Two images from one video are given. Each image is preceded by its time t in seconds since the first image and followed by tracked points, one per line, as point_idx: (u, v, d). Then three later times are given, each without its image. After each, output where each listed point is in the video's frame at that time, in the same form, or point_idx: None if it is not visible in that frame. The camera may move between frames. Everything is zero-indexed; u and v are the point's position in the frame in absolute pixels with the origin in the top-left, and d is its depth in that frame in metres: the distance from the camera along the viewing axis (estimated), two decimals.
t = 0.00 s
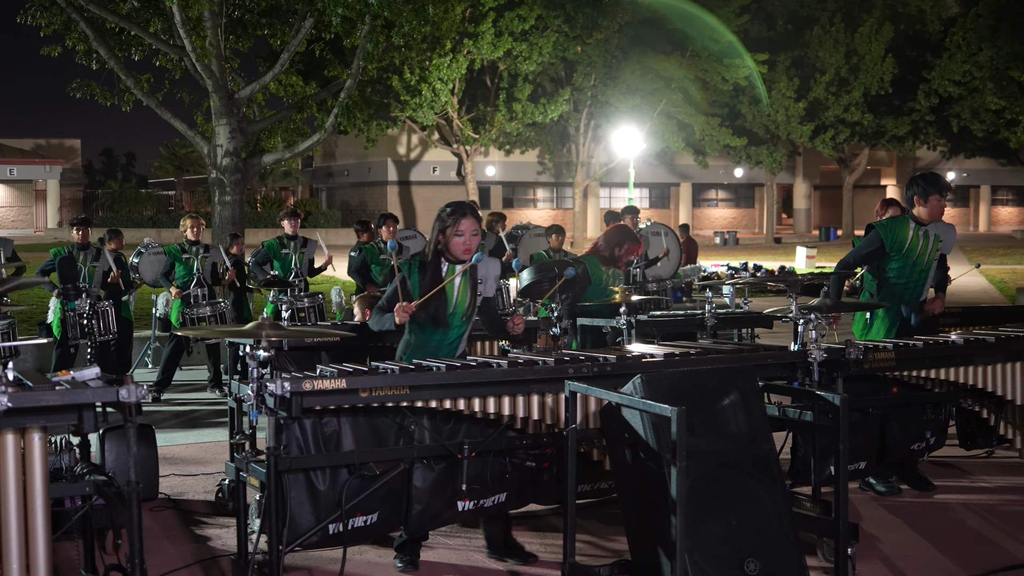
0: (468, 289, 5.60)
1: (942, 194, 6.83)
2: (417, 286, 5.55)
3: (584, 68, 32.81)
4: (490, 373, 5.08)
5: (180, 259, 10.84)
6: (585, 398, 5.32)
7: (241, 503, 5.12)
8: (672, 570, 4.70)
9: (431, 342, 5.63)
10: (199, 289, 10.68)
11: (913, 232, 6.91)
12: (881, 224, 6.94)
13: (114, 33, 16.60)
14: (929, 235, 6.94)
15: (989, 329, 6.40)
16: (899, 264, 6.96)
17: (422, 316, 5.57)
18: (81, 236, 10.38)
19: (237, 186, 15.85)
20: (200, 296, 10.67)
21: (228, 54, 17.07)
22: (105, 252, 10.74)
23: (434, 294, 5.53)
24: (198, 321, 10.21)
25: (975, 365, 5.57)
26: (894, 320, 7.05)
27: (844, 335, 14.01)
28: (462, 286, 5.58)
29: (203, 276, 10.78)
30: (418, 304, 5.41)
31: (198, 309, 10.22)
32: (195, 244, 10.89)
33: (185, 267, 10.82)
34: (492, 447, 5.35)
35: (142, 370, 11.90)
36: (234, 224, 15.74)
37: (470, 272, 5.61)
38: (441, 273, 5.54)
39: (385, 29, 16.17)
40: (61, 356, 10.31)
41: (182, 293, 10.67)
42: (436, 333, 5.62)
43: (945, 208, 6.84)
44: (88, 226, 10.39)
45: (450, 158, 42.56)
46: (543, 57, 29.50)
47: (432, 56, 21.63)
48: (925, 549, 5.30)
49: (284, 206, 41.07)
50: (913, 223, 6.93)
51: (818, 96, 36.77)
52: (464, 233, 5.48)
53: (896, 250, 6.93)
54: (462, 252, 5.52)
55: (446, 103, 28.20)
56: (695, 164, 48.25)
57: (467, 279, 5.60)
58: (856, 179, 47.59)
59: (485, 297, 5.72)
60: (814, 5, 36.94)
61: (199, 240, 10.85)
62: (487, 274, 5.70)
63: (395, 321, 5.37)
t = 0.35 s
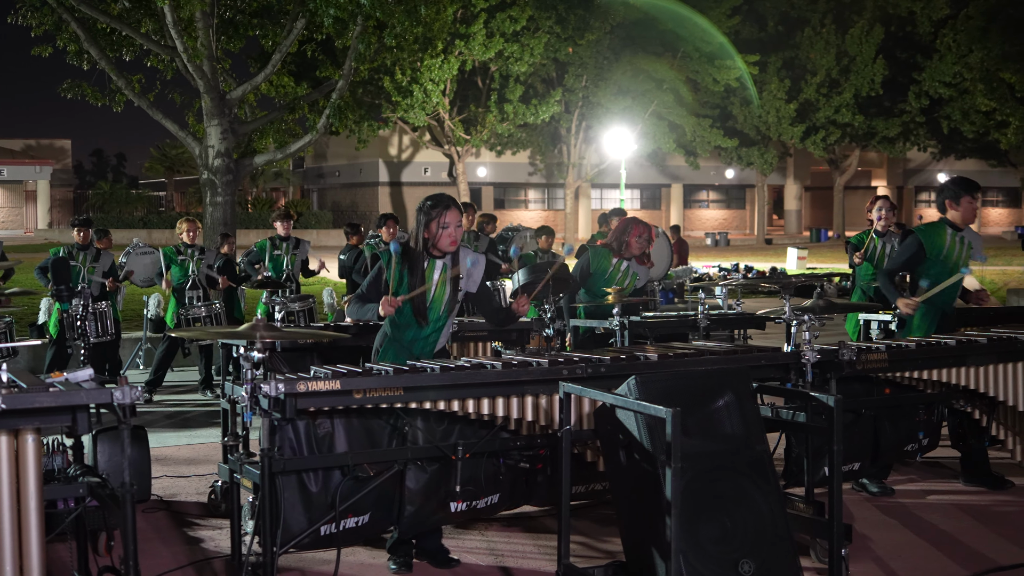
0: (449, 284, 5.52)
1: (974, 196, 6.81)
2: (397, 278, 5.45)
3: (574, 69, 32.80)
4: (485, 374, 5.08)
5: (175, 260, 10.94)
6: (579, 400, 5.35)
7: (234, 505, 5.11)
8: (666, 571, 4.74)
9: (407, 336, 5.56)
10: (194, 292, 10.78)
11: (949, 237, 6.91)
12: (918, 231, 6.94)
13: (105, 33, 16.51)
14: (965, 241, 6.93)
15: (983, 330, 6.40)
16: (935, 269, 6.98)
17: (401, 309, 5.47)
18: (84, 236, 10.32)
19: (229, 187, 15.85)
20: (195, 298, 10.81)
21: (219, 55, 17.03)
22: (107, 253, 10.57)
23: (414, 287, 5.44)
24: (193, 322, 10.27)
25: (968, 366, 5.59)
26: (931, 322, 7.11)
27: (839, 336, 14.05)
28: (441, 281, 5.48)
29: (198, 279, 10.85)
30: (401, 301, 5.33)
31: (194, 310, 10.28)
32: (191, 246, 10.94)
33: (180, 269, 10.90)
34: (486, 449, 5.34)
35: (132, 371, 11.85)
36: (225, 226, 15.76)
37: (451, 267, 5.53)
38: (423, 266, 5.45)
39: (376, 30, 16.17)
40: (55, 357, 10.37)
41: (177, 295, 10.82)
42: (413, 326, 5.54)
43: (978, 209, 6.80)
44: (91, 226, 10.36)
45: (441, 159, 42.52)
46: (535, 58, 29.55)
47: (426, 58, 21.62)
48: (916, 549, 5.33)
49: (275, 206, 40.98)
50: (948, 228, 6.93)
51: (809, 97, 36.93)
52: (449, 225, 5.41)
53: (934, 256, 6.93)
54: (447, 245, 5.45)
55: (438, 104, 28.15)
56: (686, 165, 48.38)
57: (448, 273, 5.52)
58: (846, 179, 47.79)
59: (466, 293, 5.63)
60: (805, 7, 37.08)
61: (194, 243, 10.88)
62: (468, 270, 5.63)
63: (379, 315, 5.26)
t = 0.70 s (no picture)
0: (449, 277, 5.54)
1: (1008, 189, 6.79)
2: (396, 277, 5.49)
3: (570, 70, 32.92)
4: (485, 374, 5.09)
5: (159, 260, 10.85)
6: (578, 401, 5.38)
7: (232, 506, 5.10)
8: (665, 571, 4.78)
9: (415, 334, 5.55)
10: (176, 292, 10.71)
11: (979, 228, 6.90)
12: (956, 224, 6.87)
13: (100, 34, 16.48)
14: (991, 231, 6.94)
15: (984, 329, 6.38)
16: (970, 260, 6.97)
17: (404, 305, 5.50)
18: (66, 237, 10.27)
19: (225, 188, 15.76)
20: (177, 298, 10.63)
21: (214, 55, 16.94)
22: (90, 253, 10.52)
23: (414, 284, 5.47)
24: (178, 323, 10.36)
25: (965, 366, 5.63)
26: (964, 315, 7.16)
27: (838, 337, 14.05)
28: (440, 274, 5.52)
29: (182, 278, 10.86)
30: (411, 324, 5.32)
31: (178, 310, 10.38)
32: (175, 246, 10.92)
33: (164, 268, 10.84)
34: (485, 449, 5.34)
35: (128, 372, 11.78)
36: (221, 226, 15.68)
37: (450, 260, 5.56)
38: (420, 262, 5.48)
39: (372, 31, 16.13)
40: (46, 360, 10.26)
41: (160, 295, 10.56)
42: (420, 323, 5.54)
43: (1004, 204, 6.80)
44: (74, 227, 10.29)
45: (436, 159, 42.50)
46: (530, 59, 29.49)
47: (422, 58, 21.62)
48: (913, 551, 5.34)
49: (270, 207, 40.93)
50: (978, 218, 6.94)
51: (804, 98, 37.00)
52: (441, 219, 5.44)
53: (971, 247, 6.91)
54: (440, 239, 5.47)
55: (433, 104, 28.13)
56: (681, 166, 48.44)
57: (447, 267, 5.54)
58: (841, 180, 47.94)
59: (467, 287, 5.65)
60: (799, 8, 37.15)
61: (179, 243, 10.87)
62: (468, 262, 5.65)
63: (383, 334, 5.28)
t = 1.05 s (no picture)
0: (454, 295, 5.61)
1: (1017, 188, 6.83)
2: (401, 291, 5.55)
3: (569, 72, 33.02)
4: (489, 376, 5.11)
5: (150, 262, 10.80)
6: (581, 402, 5.38)
7: (236, 507, 5.11)
8: (670, 572, 4.82)
9: (415, 346, 5.63)
10: (166, 296, 10.67)
11: (989, 230, 6.95)
12: (965, 225, 6.92)
13: (100, 34, 16.47)
14: (1001, 233, 6.98)
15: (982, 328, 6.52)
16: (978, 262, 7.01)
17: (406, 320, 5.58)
18: (52, 240, 10.10)
19: (225, 189, 15.73)
20: (168, 301, 10.69)
21: (215, 56, 16.92)
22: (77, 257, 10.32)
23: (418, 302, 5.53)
24: (171, 328, 10.29)
25: (968, 367, 5.65)
26: (969, 317, 7.16)
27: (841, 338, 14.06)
28: (446, 292, 5.59)
29: (172, 281, 10.79)
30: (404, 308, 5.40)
31: (170, 315, 10.30)
32: (165, 248, 10.86)
33: (154, 271, 10.78)
34: (488, 450, 5.34)
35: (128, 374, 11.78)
36: (221, 226, 15.65)
37: (457, 278, 5.63)
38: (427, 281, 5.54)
39: (372, 32, 16.13)
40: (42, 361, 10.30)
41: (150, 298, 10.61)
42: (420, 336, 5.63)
43: (1013, 205, 6.81)
44: (60, 229, 10.14)
45: (435, 161, 42.53)
46: (530, 60, 29.43)
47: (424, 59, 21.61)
48: (914, 552, 5.37)
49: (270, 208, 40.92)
50: (987, 221, 6.98)
51: (804, 99, 37.05)
52: (451, 248, 5.48)
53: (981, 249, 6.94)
54: (449, 265, 5.52)
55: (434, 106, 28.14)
56: (680, 167, 48.49)
57: (453, 286, 5.62)
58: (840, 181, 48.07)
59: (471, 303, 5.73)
60: (800, 9, 37.15)
61: (169, 245, 10.81)
62: (473, 280, 5.72)
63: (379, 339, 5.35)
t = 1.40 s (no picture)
0: (459, 272, 5.56)
1: None
2: (405, 268, 5.53)
3: (570, 72, 33.05)
4: (494, 375, 5.10)
5: (157, 263, 10.78)
6: (586, 400, 5.37)
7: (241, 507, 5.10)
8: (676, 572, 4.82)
9: (421, 325, 5.56)
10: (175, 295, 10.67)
11: (999, 241, 6.98)
12: (971, 234, 6.99)
13: (103, 35, 16.46)
14: (1012, 246, 7.01)
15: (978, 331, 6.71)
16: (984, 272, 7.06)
17: (410, 298, 5.51)
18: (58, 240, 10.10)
19: (227, 189, 15.72)
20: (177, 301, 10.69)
21: (217, 56, 16.91)
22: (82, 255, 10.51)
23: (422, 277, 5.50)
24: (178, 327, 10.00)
25: (972, 367, 5.66)
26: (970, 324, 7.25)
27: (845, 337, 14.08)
28: (451, 268, 5.54)
29: (181, 282, 10.78)
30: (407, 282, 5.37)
31: (176, 314, 9.99)
32: (172, 249, 10.83)
33: (162, 272, 10.79)
34: (492, 449, 5.34)
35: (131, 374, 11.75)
36: (224, 226, 15.65)
37: (462, 254, 5.59)
38: (430, 255, 5.52)
39: (375, 32, 16.13)
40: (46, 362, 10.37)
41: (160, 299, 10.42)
42: (426, 316, 5.56)
43: None
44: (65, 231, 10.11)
45: (437, 161, 42.53)
46: (531, 60, 29.44)
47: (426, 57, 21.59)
48: (917, 551, 5.38)
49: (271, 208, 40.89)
50: (998, 231, 7.02)
51: (805, 100, 37.05)
52: (452, 215, 5.48)
53: (985, 259, 7.01)
54: (451, 234, 5.50)
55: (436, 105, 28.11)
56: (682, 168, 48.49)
57: (458, 262, 5.57)
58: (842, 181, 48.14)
59: (478, 281, 5.66)
60: (801, 10, 37.12)
61: (176, 245, 10.80)
62: (480, 258, 5.67)
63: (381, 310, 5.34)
